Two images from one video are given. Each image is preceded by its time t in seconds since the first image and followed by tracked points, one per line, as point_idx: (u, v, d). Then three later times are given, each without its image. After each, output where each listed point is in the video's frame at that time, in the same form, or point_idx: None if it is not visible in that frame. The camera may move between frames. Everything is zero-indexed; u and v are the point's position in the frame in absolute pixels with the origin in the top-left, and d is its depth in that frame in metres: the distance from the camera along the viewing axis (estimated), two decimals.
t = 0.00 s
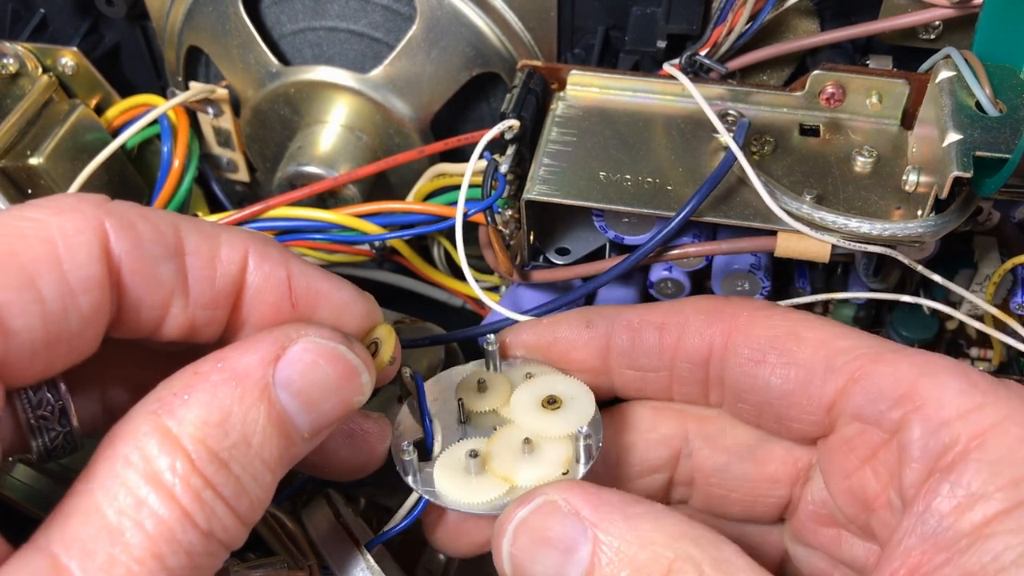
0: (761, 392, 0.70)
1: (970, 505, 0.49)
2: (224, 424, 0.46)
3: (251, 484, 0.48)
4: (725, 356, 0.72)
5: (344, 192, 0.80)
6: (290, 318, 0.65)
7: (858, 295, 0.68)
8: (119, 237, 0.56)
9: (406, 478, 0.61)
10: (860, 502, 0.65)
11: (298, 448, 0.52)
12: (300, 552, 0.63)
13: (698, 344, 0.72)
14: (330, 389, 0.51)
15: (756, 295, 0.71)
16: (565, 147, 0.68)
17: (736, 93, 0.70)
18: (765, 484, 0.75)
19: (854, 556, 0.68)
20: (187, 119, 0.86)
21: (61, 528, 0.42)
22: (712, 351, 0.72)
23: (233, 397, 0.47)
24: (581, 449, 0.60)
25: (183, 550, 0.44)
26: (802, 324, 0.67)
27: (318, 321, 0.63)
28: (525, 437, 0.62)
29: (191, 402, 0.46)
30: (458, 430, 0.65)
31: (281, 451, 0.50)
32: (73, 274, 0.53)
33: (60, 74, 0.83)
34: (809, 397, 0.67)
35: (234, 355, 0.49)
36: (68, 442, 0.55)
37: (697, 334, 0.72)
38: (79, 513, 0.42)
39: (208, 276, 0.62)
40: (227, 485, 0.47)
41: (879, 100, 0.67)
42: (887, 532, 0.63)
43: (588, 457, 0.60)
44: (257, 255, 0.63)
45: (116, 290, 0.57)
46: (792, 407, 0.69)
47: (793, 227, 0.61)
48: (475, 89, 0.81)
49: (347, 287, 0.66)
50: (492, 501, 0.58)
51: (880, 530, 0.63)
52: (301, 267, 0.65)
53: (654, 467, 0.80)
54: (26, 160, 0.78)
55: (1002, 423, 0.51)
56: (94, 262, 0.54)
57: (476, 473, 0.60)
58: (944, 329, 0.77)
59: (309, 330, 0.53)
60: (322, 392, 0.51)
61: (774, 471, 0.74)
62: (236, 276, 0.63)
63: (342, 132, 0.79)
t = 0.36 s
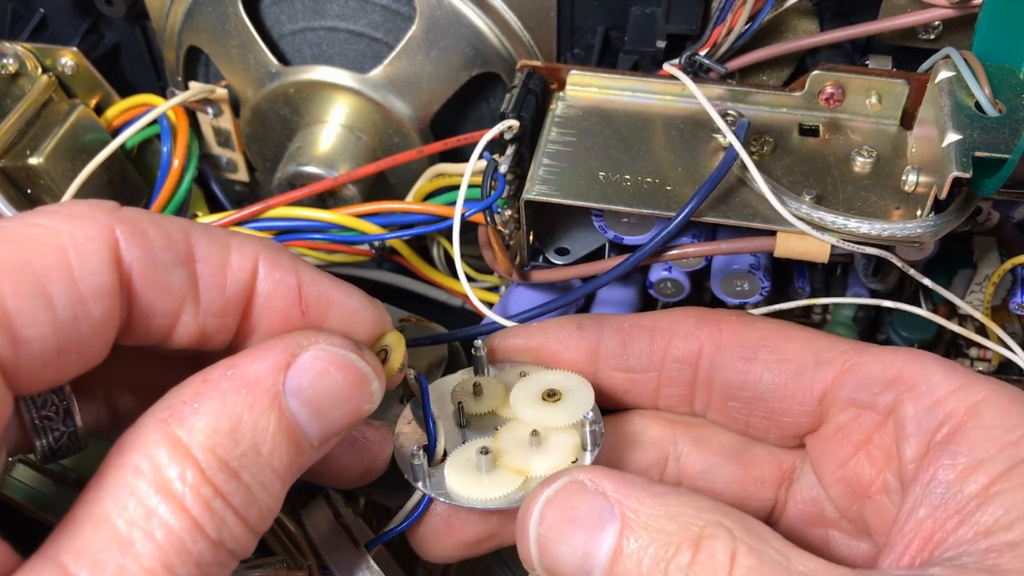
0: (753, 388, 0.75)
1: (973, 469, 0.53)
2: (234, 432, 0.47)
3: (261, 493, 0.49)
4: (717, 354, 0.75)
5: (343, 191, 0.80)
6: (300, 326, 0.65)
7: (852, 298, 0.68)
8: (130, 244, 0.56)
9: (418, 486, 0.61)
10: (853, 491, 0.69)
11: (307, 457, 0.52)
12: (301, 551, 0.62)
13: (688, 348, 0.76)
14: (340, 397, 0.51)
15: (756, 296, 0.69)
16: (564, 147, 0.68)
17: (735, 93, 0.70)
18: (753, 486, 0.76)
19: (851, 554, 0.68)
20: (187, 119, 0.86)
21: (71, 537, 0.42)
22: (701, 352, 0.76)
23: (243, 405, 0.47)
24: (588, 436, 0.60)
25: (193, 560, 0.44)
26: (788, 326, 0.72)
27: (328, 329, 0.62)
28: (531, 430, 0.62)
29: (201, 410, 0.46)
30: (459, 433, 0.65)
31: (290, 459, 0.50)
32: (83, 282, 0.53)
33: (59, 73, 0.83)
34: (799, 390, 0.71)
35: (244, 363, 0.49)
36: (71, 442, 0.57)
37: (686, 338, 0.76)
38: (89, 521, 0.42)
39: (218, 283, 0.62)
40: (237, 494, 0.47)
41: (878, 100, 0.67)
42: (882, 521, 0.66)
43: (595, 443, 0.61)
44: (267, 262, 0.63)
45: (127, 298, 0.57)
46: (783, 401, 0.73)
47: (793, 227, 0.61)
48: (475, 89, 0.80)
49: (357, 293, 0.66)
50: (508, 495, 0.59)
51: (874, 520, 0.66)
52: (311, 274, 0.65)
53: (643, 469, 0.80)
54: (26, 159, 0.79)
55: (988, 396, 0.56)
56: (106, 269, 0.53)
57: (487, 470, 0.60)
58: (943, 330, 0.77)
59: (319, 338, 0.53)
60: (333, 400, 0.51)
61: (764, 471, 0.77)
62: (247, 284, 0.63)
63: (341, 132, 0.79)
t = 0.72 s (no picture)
0: (745, 401, 0.78)
1: (973, 469, 0.54)
2: (231, 437, 0.47)
3: (257, 498, 0.49)
4: (709, 371, 0.79)
5: (343, 192, 0.80)
6: (297, 330, 0.65)
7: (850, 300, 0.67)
8: (128, 249, 0.55)
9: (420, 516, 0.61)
10: (850, 500, 0.71)
11: (303, 461, 0.52)
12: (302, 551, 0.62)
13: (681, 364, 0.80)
14: (336, 401, 0.51)
15: (756, 296, 0.69)
16: (565, 147, 0.68)
17: (735, 93, 0.70)
18: (746, 498, 0.78)
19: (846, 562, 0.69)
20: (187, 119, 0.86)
21: (68, 541, 0.42)
22: (694, 369, 0.79)
23: (240, 410, 0.47)
24: (589, 468, 0.62)
25: (190, 564, 0.44)
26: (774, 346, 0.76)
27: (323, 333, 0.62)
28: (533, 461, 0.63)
29: (198, 415, 0.46)
30: (456, 458, 0.66)
31: (286, 463, 0.50)
32: (81, 285, 0.53)
33: (60, 74, 0.84)
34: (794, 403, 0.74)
35: (241, 367, 0.49)
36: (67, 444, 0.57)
37: (678, 355, 0.80)
38: (86, 525, 0.42)
39: (215, 287, 0.61)
40: (233, 499, 0.47)
41: (878, 100, 0.67)
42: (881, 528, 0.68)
43: (594, 475, 0.62)
44: (264, 267, 0.63)
45: (124, 301, 0.57)
46: (777, 413, 0.76)
47: (793, 227, 0.61)
48: (475, 89, 0.80)
49: (353, 299, 0.66)
50: (511, 527, 0.60)
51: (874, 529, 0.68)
52: (308, 278, 0.65)
53: (637, 482, 0.81)
54: (26, 159, 0.79)
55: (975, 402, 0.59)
56: (103, 273, 0.54)
57: (490, 501, 0.61)
58: (944, 329, 0.78)
59: (316, 342, 0.52)
60: (331, 405, 0.51)
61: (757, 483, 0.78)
62: (243, 288, 0.63)
63: (342, 132, 0.79)
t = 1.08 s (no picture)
0: (739, 425, 0.78)
1: (975, 479, 0.57)
2: (214, 431, 0.47)
3: (240, 493, 0.49)
4: (704, 398, 0.79)
5: (344, 192, 0.80)
6: (281, 324, 0.65)
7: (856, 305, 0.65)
8: (111, 243, 0.56)
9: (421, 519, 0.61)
10: (845, 515, 0.72)
11: (288, 456, 0.52)
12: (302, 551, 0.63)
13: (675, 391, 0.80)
14: (320, 396, 0.51)
15: (756, 296, 0.70)
16: (565, 147, 0.68)
17: (735, 93, 0.70)
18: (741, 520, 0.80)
19: None
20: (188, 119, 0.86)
21: (50, 534, 0.42)
22: (689, 397, 0.79)
23: (224, 404, 0.47)
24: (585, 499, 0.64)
25: (172, 558, 0.45)
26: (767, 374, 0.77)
27: (307, 328, 0.62)
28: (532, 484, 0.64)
29: (182, 409, 0.46)
30: (454, 469, 0.65)
31: (270, 458, 0.50)
32: (64, 279, 0.53)
33: (60, 74, 0.84)
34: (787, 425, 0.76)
35: (225, 362, 0.49)
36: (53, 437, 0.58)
37: (673, 384, 0.80)
38: (67, 519, 0.42)
39: (198, 281, 0.61)
40: (217, 493, 0.47)
41: (878, 100, 0.67)
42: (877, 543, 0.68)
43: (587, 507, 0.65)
44: (248, 261, 0.63)
45: (107, 295, 0.58)
46: (770, 436, 0.77)
47: (793, 228, 0.61)
48: (475, 89, 0.81)
49: (337, 293, 0.66)
50: (511, 545, 0.60)
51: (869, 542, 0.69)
52: (292, 273, 0.65)
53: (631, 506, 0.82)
54: (27, 160, 0.79)
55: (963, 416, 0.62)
56: (86, 268, 0.54)
57: (492, 516, 0.61)
58: (944, 329, 0.79)
59: (300, 337, 0.52)
60: (314, 399, 0.51)
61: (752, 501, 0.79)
62: (227, 283, 0.63)
63: (342, 133, 0.79)
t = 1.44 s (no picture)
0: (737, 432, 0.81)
1: (973, 472, 0.60)
2: (154, 410, 0.47)
3: (186, 471, 0.49)
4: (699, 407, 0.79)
5: (344, 192, 0.80)
6: (218, 302, 0.68)
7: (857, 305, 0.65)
8: (43, 223, 0.59)
9: (421, 523, 0.60)
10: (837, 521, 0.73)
11: (232, 433, 0.52)
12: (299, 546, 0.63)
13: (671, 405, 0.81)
14: (260, 372, 0.51)
15: (756, 295, 0.70)
16: (565, 147, 0.68)
17: (735, 93, 0.69)
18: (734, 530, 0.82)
19: None
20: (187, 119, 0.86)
21: None
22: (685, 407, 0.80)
23: (162, 382, 0.47)
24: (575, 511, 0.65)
25: (113, 535, 0.46)
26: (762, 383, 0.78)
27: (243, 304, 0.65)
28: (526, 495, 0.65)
29: (120, 388, 0.46)
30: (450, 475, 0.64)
31: (213, 436, 0.50)
32: None
33: (60, 74, 0.84)
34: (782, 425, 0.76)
35: (162, 341, 0.49)
36: None
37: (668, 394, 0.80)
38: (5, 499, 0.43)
39: (134, 261, 0.65)
40: (159, 472, 0.47)
41: (878, 100, 0.67)
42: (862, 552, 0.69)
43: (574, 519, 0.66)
44: (183, 240, 0.66)
45: (42, 276, 0.61)
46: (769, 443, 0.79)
47: (793, 228, 0.61)
48: (475, 89, 0.81)
49: (277, 272, 0.68)
50: (508, 552, 0.60)
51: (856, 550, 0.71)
52: (228, 252, 0.67)
53: (629, 517, 0.83)
54: (27, 160, 0.79)
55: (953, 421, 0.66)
56: (16, 247, 0.57)
57: (490, 524, 0.61)
58: (944, 330, 0.79)
59: (238, 314, 0.52)
60: (254, 376, 0.51)
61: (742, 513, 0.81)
62: (162, 262, 0.66)
63: (342, 133, 0.79)
